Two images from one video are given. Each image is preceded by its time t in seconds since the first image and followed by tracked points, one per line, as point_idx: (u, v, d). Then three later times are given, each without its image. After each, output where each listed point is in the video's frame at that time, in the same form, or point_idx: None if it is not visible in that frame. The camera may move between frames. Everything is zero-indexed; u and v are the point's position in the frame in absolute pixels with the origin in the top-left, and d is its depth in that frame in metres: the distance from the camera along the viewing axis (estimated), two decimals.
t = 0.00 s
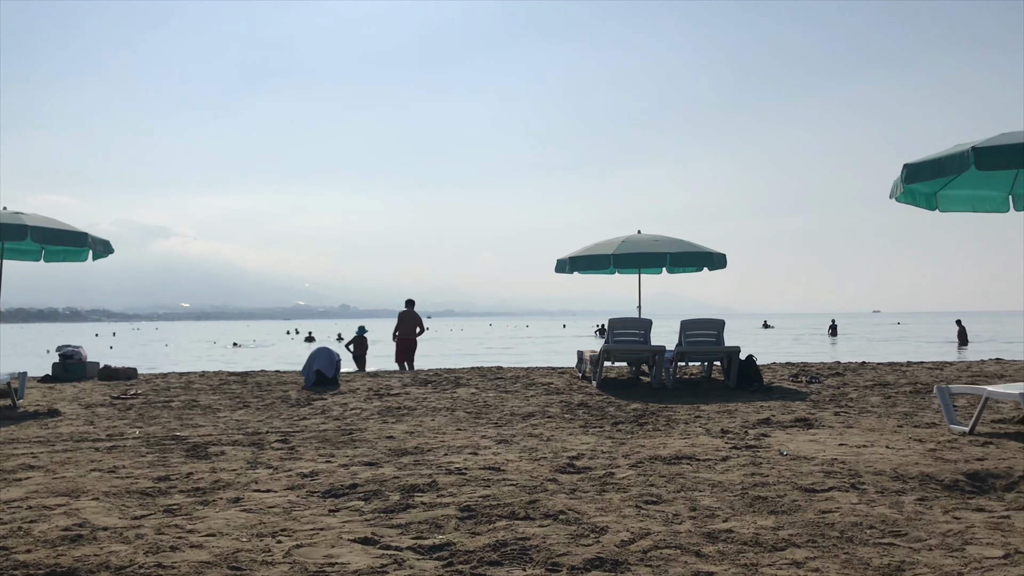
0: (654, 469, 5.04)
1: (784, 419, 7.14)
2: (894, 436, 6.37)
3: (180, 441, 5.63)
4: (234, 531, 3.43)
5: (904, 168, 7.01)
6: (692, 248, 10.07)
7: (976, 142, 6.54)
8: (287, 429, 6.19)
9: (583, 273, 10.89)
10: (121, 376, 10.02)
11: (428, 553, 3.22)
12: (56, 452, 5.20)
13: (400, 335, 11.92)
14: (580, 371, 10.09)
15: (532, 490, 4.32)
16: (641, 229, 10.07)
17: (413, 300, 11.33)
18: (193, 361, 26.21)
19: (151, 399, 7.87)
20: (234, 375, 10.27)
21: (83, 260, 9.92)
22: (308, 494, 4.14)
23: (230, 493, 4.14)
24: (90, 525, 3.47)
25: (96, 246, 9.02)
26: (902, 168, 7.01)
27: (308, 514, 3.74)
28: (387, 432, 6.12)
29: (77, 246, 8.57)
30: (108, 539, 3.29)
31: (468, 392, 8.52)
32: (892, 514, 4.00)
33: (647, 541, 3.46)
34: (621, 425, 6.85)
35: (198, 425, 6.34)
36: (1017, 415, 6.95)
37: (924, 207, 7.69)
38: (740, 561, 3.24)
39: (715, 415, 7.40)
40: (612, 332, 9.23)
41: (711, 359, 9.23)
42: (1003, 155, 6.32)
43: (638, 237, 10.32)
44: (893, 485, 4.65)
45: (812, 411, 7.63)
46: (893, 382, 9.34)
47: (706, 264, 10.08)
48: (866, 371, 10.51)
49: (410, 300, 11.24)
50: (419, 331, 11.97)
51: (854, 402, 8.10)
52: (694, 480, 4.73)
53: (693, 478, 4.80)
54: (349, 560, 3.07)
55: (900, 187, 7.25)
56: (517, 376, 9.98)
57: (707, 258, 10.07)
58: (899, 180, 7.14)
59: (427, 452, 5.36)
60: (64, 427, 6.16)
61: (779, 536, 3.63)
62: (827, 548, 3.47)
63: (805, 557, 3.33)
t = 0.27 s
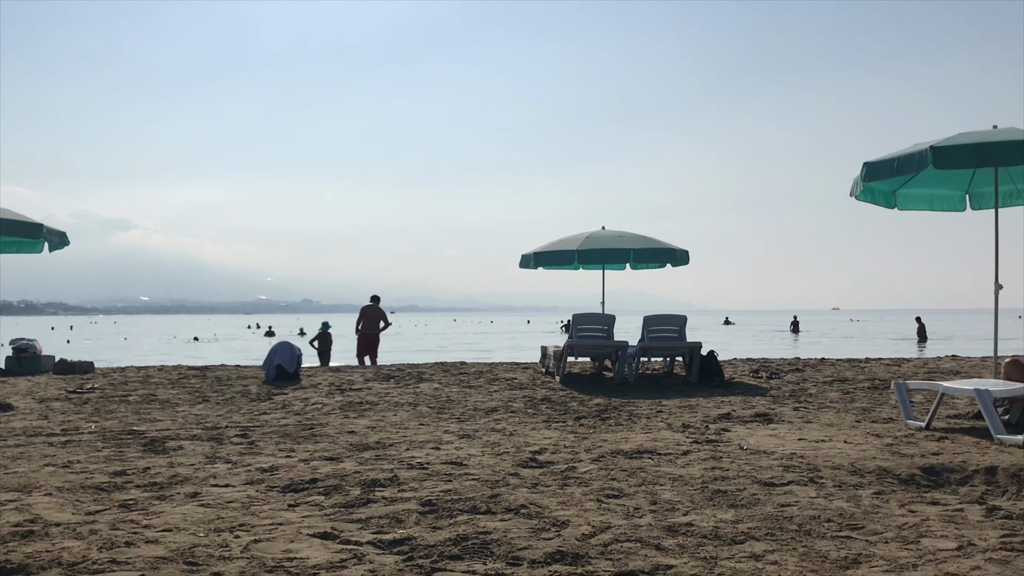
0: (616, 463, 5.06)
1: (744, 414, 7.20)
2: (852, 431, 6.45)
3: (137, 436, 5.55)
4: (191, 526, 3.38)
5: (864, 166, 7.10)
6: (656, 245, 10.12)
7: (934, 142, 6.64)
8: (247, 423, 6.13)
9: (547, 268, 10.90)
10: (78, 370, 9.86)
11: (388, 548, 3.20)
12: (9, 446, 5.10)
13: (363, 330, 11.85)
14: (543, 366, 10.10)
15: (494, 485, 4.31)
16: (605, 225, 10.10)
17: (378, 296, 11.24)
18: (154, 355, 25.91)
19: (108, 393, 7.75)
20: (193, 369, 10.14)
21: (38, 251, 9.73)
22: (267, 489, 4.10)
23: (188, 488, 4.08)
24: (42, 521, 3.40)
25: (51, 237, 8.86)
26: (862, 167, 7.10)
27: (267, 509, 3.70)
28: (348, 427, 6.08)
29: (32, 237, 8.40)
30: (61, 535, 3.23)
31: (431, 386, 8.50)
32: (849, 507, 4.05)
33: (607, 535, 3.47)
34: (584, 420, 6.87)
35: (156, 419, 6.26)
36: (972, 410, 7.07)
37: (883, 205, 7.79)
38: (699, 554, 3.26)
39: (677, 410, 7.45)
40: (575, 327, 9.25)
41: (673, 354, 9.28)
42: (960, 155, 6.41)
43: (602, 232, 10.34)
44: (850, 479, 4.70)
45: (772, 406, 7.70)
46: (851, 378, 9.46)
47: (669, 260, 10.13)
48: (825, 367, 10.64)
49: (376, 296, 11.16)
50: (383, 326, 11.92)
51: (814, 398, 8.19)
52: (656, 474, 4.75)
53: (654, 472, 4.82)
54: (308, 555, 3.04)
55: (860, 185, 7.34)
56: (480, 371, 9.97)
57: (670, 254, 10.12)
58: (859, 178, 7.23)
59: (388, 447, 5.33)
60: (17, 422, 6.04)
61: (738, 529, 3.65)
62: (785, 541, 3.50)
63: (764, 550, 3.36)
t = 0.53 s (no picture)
0: (575, 455, 5.08)
1: (702, 407, 7.27)
2: (808, 423, 6.54)
3: (91, 426, 5.46)
4: (145, 518, 3.34)
5: (823, 163, 7.19)
6: (617, 239, 10.16)
7: (891, 140, 6.73)
8: (204, 414, 6.06)
9: (508, 260, 10.90)
10: (30, 359, 9.68)
11: (346, 540, 3.19)
12: None
13: (320, 322, 11.77)
14: (503, 358, 10.11)
15: (454, 476, 4.30)
16: (567, 218, 10.12)
17: (336, 286, 11.20)
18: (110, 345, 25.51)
19: (62, 383, 7.62)
20: (149, 359, 10.02)
21: None
22: (224, 480, 4.06)
23: (143, 479, 4.03)
24: None
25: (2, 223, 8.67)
26: (821, 164, 7.19)
27: (223, 500, 3.66)
28: (307, 418, 6.04)
29: None
30: (11, 527, 3.17)
31: (391, 378, 8.47)
32: (804, 499, 4.10)
33: (566, 526, 3.48)
34: (544, 412, 6.89)
35: (111, 410, 6.17)
36: (924, 404, 7.21)
37: (840, 201, 7.89)
38: (656, 546, 3.29)
39: (636, 402, 7.50)
40: (537, 320, 9.27)
41: (633, 347, 9.34)
42: (916, 153, 6.51)
43: (564, 226, 10.37)
44: (805, 472, 4.77)
45: (729, 399, 7.78)
46: (807, 372, 9.59)
47: (630, 253, 10.19)
48: (782, 361, 10.77)
49: (332, 286, 11.10)
50: (340, 317, 11.85)
51: (771, 391, 8.29)
52: (614, 466, 4.78)
53: (613, 463, 4.85)
54: (264, 547, 3.02)
55: (819, 182, 7.43)
56: (440, 363, 9.96)
57: (631, 248, 10.17)
58: (817, 176, 7.31)
59: (347, 438, 5.31)
60: None
61: (695, 521, 3.69)
62: (741, 532, 3.54)
63: (720, 541, 3.39)
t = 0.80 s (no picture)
0: (514, 445, 5.09)
1: (641, 397, 7.35)
2: (743, 414, 6.65)
3: (18, 415, 5.31)
4: (73, 509, 3.25)
5: (762, 158, 7.29)
6: (559, 230, 10.20)
7: (827, 136, 6.85)
8: (137, 403, 5.94)
9: (450, 250, 10.87)
10: None
11: (281, 530, 3.15)
12: None
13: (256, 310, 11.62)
14: (444, 348, 10.09)
15: (392, 466, 4.28)
16: (509, 208, 10.12)
17: (270, 274, 11.06)
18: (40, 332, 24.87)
19: None
20: (81, 347, 9.78)
21: None
22: (156, 470, 3.98)
23: (71, 469, 3.93)
24: None
25: None
26: (760, 159, 7.29)
27: (155, 491, 3.59)
28: (243, 407, 5.95)
29: None
30: None
31: (331, 367, 8.39)
32: (738, 488, 4.17)
33: (503, 515, 3.49)
34: (484, 402, 6.89)
35: (39, 398, 6.00)
36: (855, 395, 7.38)
37: (778, 195, 8.01)
38: (593, 534, 3.31)
39: (576, 392, 7.55)
40: (478, 310, 9.26)
41: (573, 338, 9.39)
42: (852, 149, 6.64)
43: (506, 216, 10.36)
44: (740, 461, 4.85)
45: (668, 389, 7.88)
46: (743, 363, 9.74)
47: (572, 245, 10.23)
48: (720, 352, 10.94)
49: (266, 273, 10.96)
50: (275, 306, 11.70)
51: (708, 381, 8.41)
52: (553, 455, 4.80)
53: (551, 453, 4.87)
54: (196, 537, 2.96)
55: (757, 177, 7.54)
56: (381, 353, 9.90)
57: (573, 239, 10.21)
58: (756, 170, 7.41)
59: (284, 428, 5.24)
60: None
61: (632, 509, 3.72)
62: (677, 520, 3.58)
63: (657, 530, 3.43)
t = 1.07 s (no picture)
0: (425, 436, 5.05)
1: (556, 388, 7.38)
2: (655, 405, 6.73)
3: None
4: None
5: (676, 153, 7.37)
6: (477, 221, 10.16)
7: (740, 133, 6.97)
8: (33, 393, 5.70)
9: (367, 240, 10.74)
10: None
11: (179, 523, 3.05)
12: None
13: (160, 299, 11.30)
14: (360, 338, 9.97)
15: (299, 458, 4.19)
16: (427, 198, 10.04)
17: (174, 260, 10.76)
18: None
19: None
20: None
21: None
22: (48, 463, 3.81)
23: None
24: None
25: None
26: (674, 154, 7.37)
27: (45, 484, 3.44)
28: (147, 398, 5.77)
29: None
30: None
31: (241, 358, 8.21)
32: (646, 478, 4.21)
33: (410, 507, 3.45)
34: (397, 393, 6.83)
35: None
36: (763, 387, 7.55)
37: (692, 190, 8.12)
38: (500, 525, 3.29)
39: (491, 384, 7.53)
40: (394, 300, 9.17)
41: (490, 329, 9.38)
42: (763, 146, 6.77)
43: (424, 206, 10.28)
44: (650, 451, 4.90)
45: (582, 381, 7.93)
46: (657, 355, 9.88)
47: (489, 236, 10.21)
48: (634, 344, 11.07)
49: (169, 261, 10.66)
50: (180, 294, 11.40)
51: (622, 373, 8.50)
52: (464, 446, 4.77)
53: (462, 444, 4.85)
54: (87, 532, 2.84)
55: (671, 172, 7.62)
56: (294, 343, 9.73)
57: (490, 230, 10.20)
58: (670, 165, 7.50)
59: (189, 419, 5.09)
60: None
61: (540, 500, 3.72)
62: (584, 510, 3.59)
63: (564, 520, 3.43)
